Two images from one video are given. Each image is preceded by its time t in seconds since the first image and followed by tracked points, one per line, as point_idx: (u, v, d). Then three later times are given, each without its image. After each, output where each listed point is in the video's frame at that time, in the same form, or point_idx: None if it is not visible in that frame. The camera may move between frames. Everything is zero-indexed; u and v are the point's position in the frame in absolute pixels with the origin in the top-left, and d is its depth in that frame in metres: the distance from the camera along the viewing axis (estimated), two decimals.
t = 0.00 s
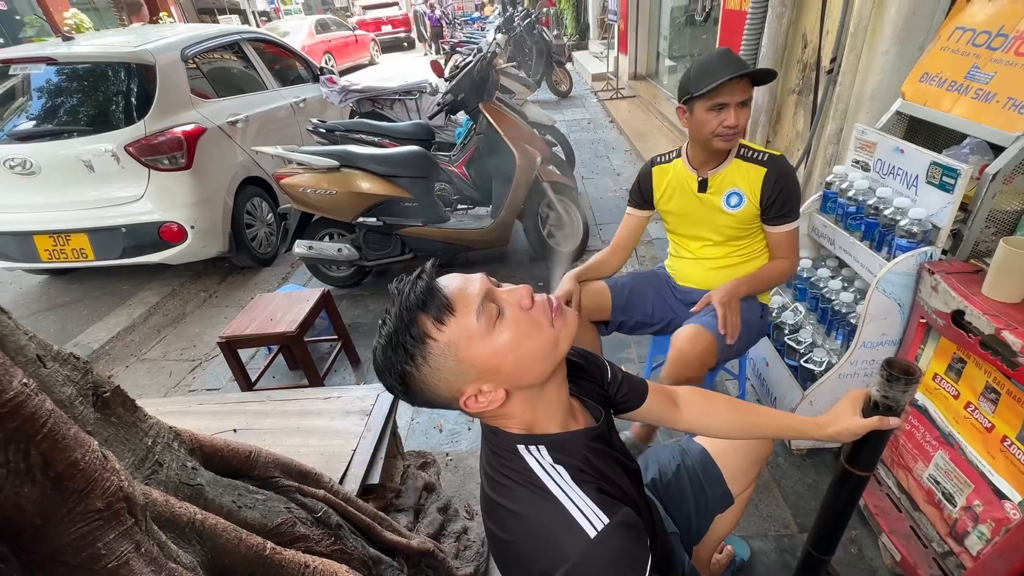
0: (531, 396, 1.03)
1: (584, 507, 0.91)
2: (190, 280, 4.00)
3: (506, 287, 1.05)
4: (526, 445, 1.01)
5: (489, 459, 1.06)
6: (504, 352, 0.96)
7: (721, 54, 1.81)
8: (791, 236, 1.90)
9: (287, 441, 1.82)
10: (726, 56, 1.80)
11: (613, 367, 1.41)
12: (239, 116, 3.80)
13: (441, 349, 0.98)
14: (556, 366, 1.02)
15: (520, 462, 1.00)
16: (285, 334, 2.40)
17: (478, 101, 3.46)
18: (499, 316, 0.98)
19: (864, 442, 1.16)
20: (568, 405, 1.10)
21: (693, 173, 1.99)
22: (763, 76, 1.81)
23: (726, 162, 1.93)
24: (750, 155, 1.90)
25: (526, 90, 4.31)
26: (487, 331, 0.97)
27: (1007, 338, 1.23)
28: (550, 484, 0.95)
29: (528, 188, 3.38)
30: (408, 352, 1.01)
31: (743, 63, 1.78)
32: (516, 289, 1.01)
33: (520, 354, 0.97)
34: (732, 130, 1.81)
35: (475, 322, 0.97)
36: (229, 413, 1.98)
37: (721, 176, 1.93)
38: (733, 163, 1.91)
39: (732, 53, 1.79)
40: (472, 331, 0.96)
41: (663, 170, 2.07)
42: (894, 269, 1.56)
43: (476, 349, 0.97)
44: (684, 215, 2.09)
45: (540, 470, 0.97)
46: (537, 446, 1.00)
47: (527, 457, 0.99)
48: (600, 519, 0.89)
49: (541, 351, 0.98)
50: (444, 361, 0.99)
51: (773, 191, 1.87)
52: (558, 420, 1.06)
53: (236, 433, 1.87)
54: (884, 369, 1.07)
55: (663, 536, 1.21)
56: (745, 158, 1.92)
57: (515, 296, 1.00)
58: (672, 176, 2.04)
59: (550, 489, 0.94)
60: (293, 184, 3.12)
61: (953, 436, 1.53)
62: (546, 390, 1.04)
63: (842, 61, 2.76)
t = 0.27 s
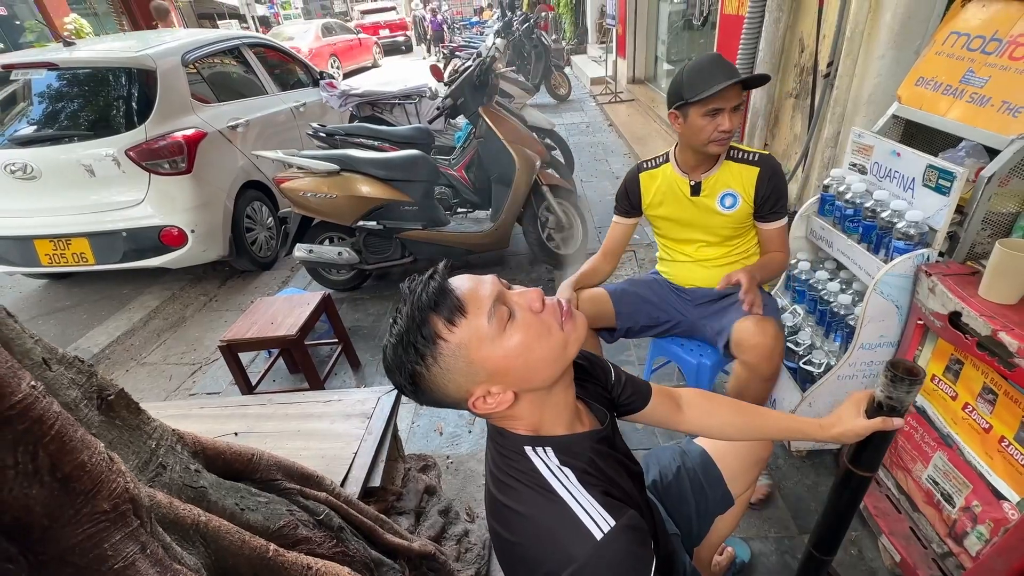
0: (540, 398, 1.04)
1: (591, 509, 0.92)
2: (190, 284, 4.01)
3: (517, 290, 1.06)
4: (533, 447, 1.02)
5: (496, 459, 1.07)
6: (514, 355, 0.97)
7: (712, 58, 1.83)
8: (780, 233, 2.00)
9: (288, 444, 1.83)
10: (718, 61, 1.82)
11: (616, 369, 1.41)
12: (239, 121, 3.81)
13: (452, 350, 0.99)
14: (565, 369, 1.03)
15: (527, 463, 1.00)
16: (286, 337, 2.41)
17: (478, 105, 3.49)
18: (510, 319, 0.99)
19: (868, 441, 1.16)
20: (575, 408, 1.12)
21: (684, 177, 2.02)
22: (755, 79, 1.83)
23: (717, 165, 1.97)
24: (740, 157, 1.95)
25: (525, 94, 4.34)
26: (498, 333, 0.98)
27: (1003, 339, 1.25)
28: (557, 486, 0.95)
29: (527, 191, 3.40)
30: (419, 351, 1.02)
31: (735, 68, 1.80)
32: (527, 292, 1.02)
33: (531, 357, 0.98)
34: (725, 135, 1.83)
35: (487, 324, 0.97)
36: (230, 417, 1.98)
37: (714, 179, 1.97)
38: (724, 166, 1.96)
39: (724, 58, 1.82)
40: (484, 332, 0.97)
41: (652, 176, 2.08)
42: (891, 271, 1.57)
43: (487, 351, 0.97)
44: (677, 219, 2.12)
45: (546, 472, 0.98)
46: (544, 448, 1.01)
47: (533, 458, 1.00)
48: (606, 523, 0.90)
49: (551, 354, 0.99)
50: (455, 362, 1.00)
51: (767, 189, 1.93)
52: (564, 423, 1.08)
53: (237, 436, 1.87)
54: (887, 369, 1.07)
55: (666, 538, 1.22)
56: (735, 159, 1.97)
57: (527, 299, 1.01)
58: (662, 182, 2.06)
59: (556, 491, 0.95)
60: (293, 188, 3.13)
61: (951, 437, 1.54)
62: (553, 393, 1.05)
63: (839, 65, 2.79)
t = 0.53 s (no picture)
0: (547, 398, 1.05)
1: (597, 509, 0.92)
2: (189, 288, 4.01)
3: (531, 289, 1.07)
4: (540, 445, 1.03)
5: (502, 456, 1.07)
6: (528, 353, 0.98)
7: (713, 56, 1.84)
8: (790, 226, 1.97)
9: (289, 447, 1.84)
10: (719, 58, 1.84)
11: (621, 368, 1.40)
12: (238, 125, 3.83)
13: (467, 345, 1.00)
14: (575, 370, 1.05)
15: (534, 461, 1.01)
16: (286, 340, 2.42)
17: (476, 109, 3.51)
18: (526, 317, 1.00)
19: (870, 438, 1.17)
20: (581, 409, 1.13)
21: (683, 177, 2.04)
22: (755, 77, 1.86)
23: (715, 164, 1.99)
24: (738, 155, 1.98)
25: (523, 97, 4.36)
26: (513, 331, 0.99)
27: (995, 337, 1.27)
28: (563, 483, 0.96)
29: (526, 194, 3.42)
30: (433, 346, 1.02)
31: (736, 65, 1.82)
32: (542, 292, 1.04)
33: (545, 356, 0.99)
34: (727, 132, 1.85)
35: (502, 322, 0.98)
36: (230, 420, 1.99)
37: (714, 177, 2.00)
38: (724, 164, 1.99)
39: (725, 56, 1.84)
40: (500, 330, 0.98)
41: (649, 177, 2.10)
42: (888, 272, 1.59)
43: (502, 348, 0.98)
44: (676, 219, 2.14)
45: (553, 470, 0.98)
46: (551, 446, 1.02)
47: (539, 454, 1.01)
48: (612, 522, 0.91)
49: (564, 354, 1.01)
50: (470, 358, 1.00)
51: (766, 186, 1.96)
52: (570, 423, 1.09)
53: (238, 439, 1.88)
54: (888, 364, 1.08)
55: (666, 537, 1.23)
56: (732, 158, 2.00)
57: (542, 298, 1.02)
58: (660, 182, 2.08)
59: (563, 490, 0.96)
60: (293, 192, 3.14)
61: (948, 436, 1.55)
62: (562, 393, 1.07)
63: (834, 68, 2.81)
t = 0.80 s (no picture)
0: (563, 398, 1.07)
1: (605, 503, 0.93)
2: (190, 293, 4.03)
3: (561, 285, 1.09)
4: (550, 439, 1.03)
5: (511, 448, 1.07)
6: (556, 347, 1.00)
7: (703, 57, 1.87)
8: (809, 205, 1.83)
9: (291, 448, 1.85)
10: (709, 60, 1.86)
11: (625, 367, 1.40)
12: (238, 130, 3.85)
13: (497, 330, 1.00)
14: (594, 370, 1.07)
15: (544, 454, 1.01)
16: (287, 343, 2.44)
17: (474, 112, 3.54)
18: (557, 311, 1.02)
19: (870, 432, 1.19)
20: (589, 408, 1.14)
21: (676, 180, 2.05)
22: (746, 76, 1.87)
23: (709, 166, 2.01)
24: (731, 156, 2.00)
25: (521, 101, 4.39)
26: (544, 322, 1.00)
27: (990, 334, 1.29)
28: (572, 478, 0.97)
29: (524, 197, 3.44)
30: (463, 326, 1.02)
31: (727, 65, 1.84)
32: (574, 289, 1.05)
33: (571, 352, 1.01)
34: (717, 134, 1.87)
35: (536, 313, 0.99)
36: (233, 422, 2.00)
37: (706, 179, 2.01)
38: (717, 165, 2.01)
39: (715, 57, 1.86)
40: (533, 321, 0.99)
41: (644, 180, 2.12)
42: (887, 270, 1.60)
43: (531, 338, 0.99)
44: (671, 222, 2.15)
45: (563, 464, 0.99)
46: (561, 442, 1.03)
47: (548, 448, 1.02)
48: (619, 516, 0.92)
49: (588, 354, 1.03)
50: (498, 343, 1.00)
51: (761, 184, 1.96)
52: (578, 421, 1.11)
53: (241, 441, 1.89)
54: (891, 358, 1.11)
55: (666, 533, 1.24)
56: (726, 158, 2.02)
57: (575, 296, 1.04)
58: (655, 185, 2.10)
59: (571, 483, 0.96)
60: (293, 197, 3.17)
61: (944, 432, 1.57)
62: (575, 393, 1.08)
63: (829, 70, 2.85)
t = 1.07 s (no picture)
0: (561, 395, 1.13)
1: (593, 492, 0.97)
2: (194, 298, 4.09)
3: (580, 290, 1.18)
4: (545, 429, 1.07)
5: (506, 435, 1.11)
6: (578, 341, 1.08)
7: (684, 64, 1.93)
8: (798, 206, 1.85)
9: (293, 447, 1.90)
10: (689, 66, 1.91)
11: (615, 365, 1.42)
12: (240, 137, 3.91)
13: (529, 313, 1.05)
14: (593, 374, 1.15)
15: (537, 443, 1.05)
16: (288, 345, 2.49)
17: (471, 117, 3.60)
18: (581, 311, 1.10)
19: (851, 425, 1.23)
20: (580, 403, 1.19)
21: (663, 185, 2.10)
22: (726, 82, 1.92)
23: (696, 170, 2.06)
24: (716, 161, 2.04)
25: (519, 105, 4.45)
26: (570, 318, 1.07)
27: (966, 329, 1.34)
28: (562, 466, 1.01)
29: (521, 199, 3.50)
30: (496, 303, 1.05)
31: (705, 71, 1.89)
32: (596, 296, 1.15)
33: (587, 351, 1.09)
34: (699, 139, 1.92)
35: (566, 308, 1.07)
36: (237, 423, 2.06)
37: (692, 183, 2.06)
38: (702, 170, 2.05)
39: (696, 63, 1.91)
40: (562, 314, 1.06)
41: (631, 185, 2.17)
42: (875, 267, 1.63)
43: (556, 329, 1.06)
44: (659, 226, 2.19)
45: (554, 452, 1.03)
46: (554, 432, 1.06)
47: (542, 437, 1.05)
48: (606, 503, 0.96)
49: (598, 354, 1.11)
50: (523, 325, 1.05)
51: (747, 187, 2.01)
52: (570, 414, 1.16)
53: (244, 441, 1.95)
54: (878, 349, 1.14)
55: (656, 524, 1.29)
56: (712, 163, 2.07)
57: (598, 303, 1.13)
58: (642, 189, 2.15)
59: (561, 471, 1.00)
60: (295, 202, 3.23)
61: (928, 425, 1.61)
62: (573, 391, 1.14)
63: (819, 73, 2.89)
